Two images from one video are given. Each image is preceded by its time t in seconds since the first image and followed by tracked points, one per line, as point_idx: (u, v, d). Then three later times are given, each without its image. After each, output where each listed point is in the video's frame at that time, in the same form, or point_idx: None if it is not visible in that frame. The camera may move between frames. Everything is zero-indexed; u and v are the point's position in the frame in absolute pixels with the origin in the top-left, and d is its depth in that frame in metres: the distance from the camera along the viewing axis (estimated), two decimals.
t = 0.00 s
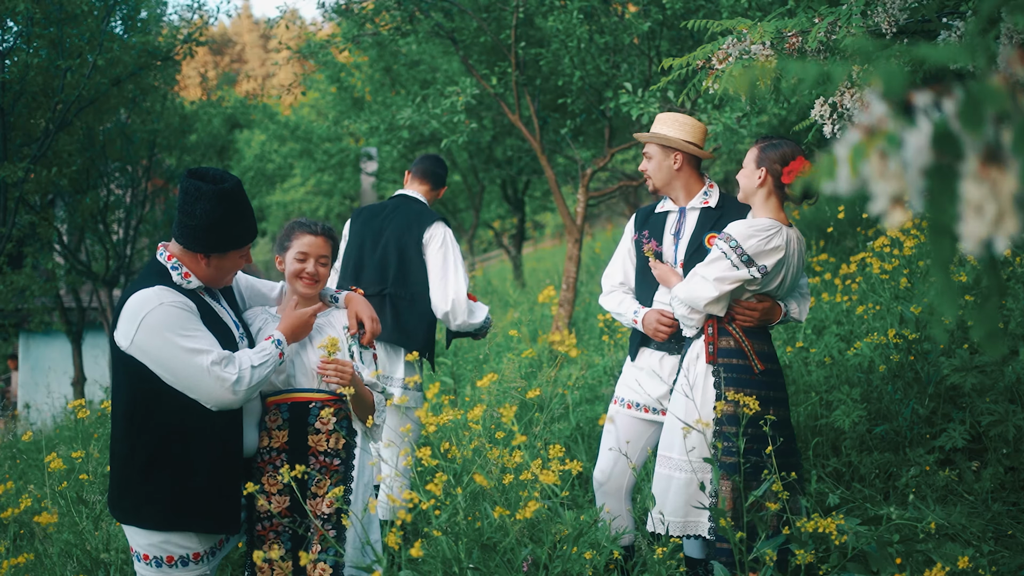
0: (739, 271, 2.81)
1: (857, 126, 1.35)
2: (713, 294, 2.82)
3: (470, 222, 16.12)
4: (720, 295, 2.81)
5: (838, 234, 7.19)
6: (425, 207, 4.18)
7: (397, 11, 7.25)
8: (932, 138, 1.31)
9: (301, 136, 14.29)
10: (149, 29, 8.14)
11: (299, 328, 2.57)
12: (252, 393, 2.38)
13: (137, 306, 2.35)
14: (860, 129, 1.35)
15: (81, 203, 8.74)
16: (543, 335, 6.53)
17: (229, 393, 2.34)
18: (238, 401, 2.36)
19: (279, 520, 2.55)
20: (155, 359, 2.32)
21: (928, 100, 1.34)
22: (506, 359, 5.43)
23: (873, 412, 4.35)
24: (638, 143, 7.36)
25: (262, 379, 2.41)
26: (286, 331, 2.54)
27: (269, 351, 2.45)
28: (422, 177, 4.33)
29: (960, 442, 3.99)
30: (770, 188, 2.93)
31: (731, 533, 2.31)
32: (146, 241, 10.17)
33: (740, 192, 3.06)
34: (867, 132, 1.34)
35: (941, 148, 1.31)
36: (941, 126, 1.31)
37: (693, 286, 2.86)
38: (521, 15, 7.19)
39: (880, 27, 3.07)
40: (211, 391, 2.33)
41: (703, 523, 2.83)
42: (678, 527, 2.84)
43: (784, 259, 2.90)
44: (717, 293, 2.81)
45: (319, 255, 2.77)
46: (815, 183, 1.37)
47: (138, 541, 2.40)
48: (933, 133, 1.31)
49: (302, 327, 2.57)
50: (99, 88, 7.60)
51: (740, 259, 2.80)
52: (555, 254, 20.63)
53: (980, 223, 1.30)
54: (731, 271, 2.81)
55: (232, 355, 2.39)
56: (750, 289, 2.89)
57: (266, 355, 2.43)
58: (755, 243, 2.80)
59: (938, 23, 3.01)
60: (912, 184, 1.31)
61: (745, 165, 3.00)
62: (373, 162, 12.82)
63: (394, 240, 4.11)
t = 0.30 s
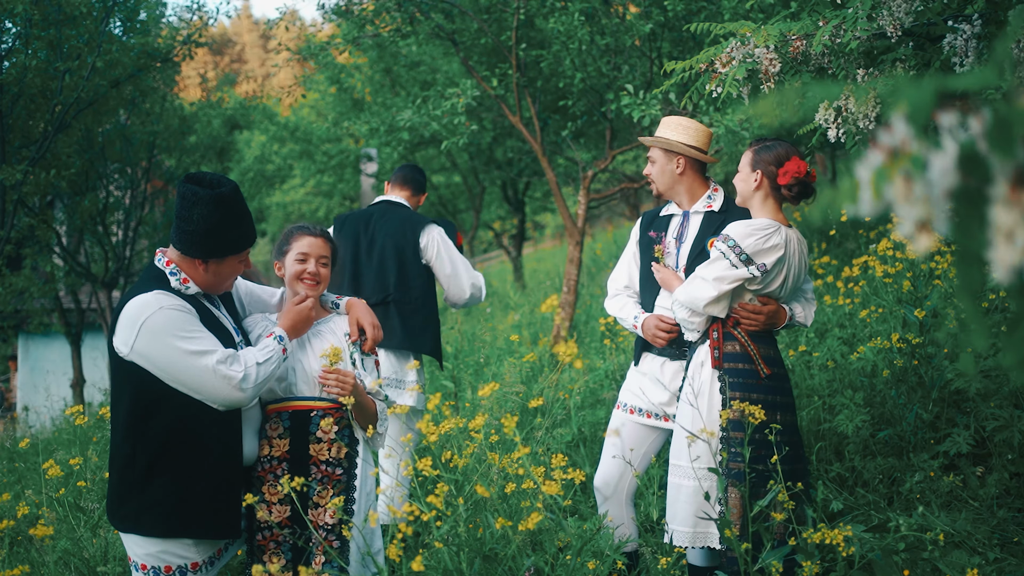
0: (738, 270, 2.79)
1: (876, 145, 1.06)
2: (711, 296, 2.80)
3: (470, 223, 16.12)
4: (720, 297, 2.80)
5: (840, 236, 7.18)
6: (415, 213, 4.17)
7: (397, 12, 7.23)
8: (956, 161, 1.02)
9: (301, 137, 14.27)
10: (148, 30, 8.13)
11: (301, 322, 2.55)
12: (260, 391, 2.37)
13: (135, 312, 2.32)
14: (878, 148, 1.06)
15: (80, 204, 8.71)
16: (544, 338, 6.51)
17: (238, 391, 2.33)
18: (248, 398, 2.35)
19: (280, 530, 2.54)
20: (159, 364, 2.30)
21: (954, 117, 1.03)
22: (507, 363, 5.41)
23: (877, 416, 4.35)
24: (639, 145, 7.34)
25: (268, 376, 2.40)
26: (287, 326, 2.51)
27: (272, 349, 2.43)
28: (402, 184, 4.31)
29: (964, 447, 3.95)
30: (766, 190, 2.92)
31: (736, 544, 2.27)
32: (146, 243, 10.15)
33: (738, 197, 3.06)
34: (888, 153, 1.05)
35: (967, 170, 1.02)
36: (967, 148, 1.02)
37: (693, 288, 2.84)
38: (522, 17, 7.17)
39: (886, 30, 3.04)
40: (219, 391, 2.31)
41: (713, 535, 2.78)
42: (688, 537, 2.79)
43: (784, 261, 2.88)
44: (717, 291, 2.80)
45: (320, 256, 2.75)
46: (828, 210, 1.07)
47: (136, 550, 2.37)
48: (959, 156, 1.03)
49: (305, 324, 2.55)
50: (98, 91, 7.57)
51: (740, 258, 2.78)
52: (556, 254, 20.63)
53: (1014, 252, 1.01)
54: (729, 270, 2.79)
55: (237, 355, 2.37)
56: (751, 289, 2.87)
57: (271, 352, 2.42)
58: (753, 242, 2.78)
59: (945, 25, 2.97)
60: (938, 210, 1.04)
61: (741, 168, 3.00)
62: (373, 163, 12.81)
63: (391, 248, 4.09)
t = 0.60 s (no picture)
0: (734, 272, 2.78)
1: (883, 153, 1.06)
2: (709, 300, 2.79)
3: (470, 224, 16.13)
4: (716, 297, 2.78)
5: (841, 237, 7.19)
6: (379, 215, 4.32)
7: (398, 13, 7.22)
8: (965, 171, 1.05)
9: (301, 137, 14.28)
10: (148, 30, 8.13)
11: (289, 346, 2.45)
12: (232, 415, 2.29)
13: (128, 317, 2.31)
14: (885, 157, 1.06)
15: (80, 205, 8.69)
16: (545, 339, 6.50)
17: (209, 413, 2.25)
18: (219, 421, 2.27)
19: (281, 534, 2.55)
20: (142, 372, 2.28)
21: (963, 125, 1.06)
22: (507, 364, 5.41)
23: (878, 418, 4.34)
24: (640, 145, 7.33)
25: (244, 399, 2.31)
26: (275, 346, 2.42)
27: (254, 371, 2.35)
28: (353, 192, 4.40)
29: (966, 450, 3.93)
30: (760, 190, 2.93)
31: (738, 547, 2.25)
32: (146, 243, 10.14)
33: (733, 198, 3.08)
34: (895, 162, 1.06)
35: (973, 180, 1.06)
36: (974, 158, 1.06)
37: (691, 293, 2.83)
38: (522, 17, 7.16)
39: (889, 32, 3.04)
40: (191, 410, 2.25)
41: (711, 538, 2.80)
42: (686, 542, 2.80)
43: (783, 262, 2.88)
44: (714, 293, 2.78)
45: (323, 259, 2.74)
46: (837, 215, 1.10)
47: (135, 555, 2.38)
48: (967, 165, 1.06)
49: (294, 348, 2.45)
50: (98, 91, 7.55)
51: (736, 260, 2.77)
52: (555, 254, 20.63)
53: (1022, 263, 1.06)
54: (728, 273, 2.78)
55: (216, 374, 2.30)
56: (749, 291, 2.86)
57: (252, 375, 2.33)
58: (749, 243, 2.77)
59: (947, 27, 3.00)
60: (947, 222, 1.06)
61: (735, 169, 3.01)
62: (374, 164, 12.81)
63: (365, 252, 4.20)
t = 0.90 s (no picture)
0: (739, 271, 2.78)
1: (898, 161, 1.17)
2: (721, 304, 2.78)
3: (472, 223, 16.15)
4: (726, 299, 2.78)
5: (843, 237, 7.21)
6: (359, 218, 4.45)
7: (399, 13, 7.22)
8: (978, 177, 1.15)
9: (302, 137, 14.29)
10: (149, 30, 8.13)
11: (242, 472, 2.38)
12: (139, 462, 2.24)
13: (124, 316, 2.33)
14: (901, 164, 1.17)
15: (82, 205, 8.70)
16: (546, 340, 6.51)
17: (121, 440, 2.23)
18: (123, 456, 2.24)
19: (285, 536, 2.57)
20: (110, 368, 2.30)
21: (975, 134, 1.17)
22: (510, 365, 5.41)
23: (880, 418, 4.35)
24: (641, 145, 7.34)
25: (155, 460, 2.25)
26: (227, 464, 2.35)
27: (189, 450, 2.28)
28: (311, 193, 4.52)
29: (969, 450, 3.94)
30: (758, 187, 2.93)
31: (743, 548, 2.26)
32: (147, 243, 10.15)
33: (732, 197, 3.07)
34: (908, 169, 1.15)
35: (987, 187, 1.15)
36: (987, 166, 1.15)
37: (700, 298, 2.82)
38: (524, 17, 7.16)
39: (892, 33, 3.05)
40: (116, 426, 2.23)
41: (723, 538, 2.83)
42: (690, 542, 2.81)
43: (784, 259, 2.88)
44: (722, 295, 2.78)
45: (326, 261, 2.78)
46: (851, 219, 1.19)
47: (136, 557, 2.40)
48: (980, 172, 1.15)
49: (240, 485, 2.37)
50: (99, 91, 7.53)
51: (740, 258, 2.78)
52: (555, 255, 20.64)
53: None
54: (730, 272, 2.78)
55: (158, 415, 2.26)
56: (755, 290, 2.86)
57: (179, 448, 2.27)
58: (752, 240, 2.78)
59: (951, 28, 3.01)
60: (959, 223, 1.13)
61: (732, 167, 3.02)
62: (375, 163, 12.82)
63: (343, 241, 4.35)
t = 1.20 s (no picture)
0: (757, 262, 2.77)
1: (908, 161, 1.11)
2: (758, 296, 2.77)
3: (472, 222, 16.17)
4: (757, 291, 2.76)
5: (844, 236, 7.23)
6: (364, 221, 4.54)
7: (401, 12, 7.23)
8: (989, 178, 1.10)
9: (304, 136, 14.30)
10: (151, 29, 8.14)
11: (148, 552, 2.25)
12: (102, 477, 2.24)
13: (130, 313, 2.36)
14: (909, 164, 1.11)
15: (84, 204, 8.70)
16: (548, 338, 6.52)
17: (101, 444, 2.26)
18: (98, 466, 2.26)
19: (289, 535, 2.59)
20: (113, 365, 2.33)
21: (986, 133, 1.11)
22: (511, 364, 5.42)
23: (882, 417, 4.35)
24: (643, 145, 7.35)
25: (111, 480, 2.23)
26: (137, 543, 2.24)
27: (140, 495, 2.24)
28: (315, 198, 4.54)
29: (971, 448, 3.97)
30: (759, 182, 2.95)
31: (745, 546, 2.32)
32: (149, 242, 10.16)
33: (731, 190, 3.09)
34: (919, 169, 1.10)
35: (999, 187, 1.10)
36: (999, 165, 1.10)
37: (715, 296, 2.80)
38: (526, 17, 7.17)
39: (895, 34, 3.04)
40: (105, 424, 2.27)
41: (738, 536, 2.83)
42: (700, 540, 2.84)
43: (794, 250, 2.92)
44: (753, 286, 2.76)
45: (307, 256, 2.84)
46: (861, 222, 1.16)
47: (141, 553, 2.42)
48: (992, 172, 1.10)
49: (137, 561, 2.24)
50: (102, 91, 7.52)
51: (756, 249, 2.77)
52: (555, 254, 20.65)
53: None
54: (749, 265, 2.76)
55: (143, 431, 2.26)
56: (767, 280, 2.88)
57: (128, 487, 2.23)
58: (764, 230, 2.78)
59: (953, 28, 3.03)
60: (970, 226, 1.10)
61: (731, 163, 3.03)
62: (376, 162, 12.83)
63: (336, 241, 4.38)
